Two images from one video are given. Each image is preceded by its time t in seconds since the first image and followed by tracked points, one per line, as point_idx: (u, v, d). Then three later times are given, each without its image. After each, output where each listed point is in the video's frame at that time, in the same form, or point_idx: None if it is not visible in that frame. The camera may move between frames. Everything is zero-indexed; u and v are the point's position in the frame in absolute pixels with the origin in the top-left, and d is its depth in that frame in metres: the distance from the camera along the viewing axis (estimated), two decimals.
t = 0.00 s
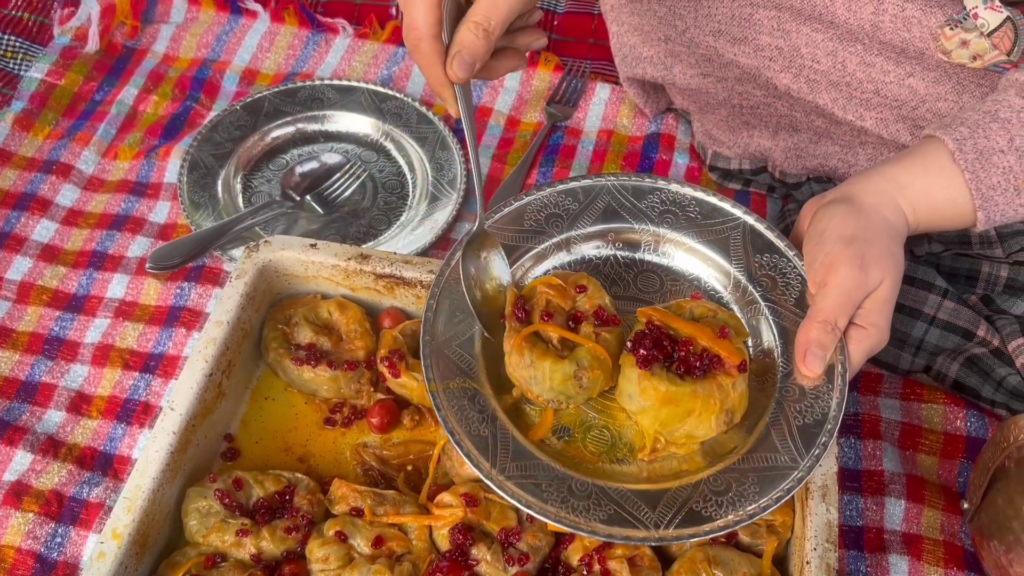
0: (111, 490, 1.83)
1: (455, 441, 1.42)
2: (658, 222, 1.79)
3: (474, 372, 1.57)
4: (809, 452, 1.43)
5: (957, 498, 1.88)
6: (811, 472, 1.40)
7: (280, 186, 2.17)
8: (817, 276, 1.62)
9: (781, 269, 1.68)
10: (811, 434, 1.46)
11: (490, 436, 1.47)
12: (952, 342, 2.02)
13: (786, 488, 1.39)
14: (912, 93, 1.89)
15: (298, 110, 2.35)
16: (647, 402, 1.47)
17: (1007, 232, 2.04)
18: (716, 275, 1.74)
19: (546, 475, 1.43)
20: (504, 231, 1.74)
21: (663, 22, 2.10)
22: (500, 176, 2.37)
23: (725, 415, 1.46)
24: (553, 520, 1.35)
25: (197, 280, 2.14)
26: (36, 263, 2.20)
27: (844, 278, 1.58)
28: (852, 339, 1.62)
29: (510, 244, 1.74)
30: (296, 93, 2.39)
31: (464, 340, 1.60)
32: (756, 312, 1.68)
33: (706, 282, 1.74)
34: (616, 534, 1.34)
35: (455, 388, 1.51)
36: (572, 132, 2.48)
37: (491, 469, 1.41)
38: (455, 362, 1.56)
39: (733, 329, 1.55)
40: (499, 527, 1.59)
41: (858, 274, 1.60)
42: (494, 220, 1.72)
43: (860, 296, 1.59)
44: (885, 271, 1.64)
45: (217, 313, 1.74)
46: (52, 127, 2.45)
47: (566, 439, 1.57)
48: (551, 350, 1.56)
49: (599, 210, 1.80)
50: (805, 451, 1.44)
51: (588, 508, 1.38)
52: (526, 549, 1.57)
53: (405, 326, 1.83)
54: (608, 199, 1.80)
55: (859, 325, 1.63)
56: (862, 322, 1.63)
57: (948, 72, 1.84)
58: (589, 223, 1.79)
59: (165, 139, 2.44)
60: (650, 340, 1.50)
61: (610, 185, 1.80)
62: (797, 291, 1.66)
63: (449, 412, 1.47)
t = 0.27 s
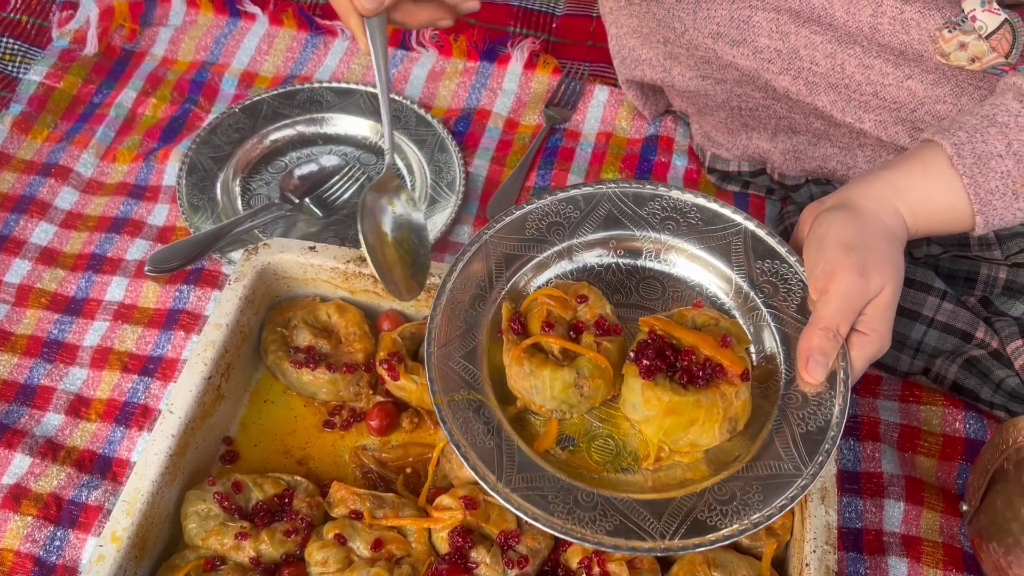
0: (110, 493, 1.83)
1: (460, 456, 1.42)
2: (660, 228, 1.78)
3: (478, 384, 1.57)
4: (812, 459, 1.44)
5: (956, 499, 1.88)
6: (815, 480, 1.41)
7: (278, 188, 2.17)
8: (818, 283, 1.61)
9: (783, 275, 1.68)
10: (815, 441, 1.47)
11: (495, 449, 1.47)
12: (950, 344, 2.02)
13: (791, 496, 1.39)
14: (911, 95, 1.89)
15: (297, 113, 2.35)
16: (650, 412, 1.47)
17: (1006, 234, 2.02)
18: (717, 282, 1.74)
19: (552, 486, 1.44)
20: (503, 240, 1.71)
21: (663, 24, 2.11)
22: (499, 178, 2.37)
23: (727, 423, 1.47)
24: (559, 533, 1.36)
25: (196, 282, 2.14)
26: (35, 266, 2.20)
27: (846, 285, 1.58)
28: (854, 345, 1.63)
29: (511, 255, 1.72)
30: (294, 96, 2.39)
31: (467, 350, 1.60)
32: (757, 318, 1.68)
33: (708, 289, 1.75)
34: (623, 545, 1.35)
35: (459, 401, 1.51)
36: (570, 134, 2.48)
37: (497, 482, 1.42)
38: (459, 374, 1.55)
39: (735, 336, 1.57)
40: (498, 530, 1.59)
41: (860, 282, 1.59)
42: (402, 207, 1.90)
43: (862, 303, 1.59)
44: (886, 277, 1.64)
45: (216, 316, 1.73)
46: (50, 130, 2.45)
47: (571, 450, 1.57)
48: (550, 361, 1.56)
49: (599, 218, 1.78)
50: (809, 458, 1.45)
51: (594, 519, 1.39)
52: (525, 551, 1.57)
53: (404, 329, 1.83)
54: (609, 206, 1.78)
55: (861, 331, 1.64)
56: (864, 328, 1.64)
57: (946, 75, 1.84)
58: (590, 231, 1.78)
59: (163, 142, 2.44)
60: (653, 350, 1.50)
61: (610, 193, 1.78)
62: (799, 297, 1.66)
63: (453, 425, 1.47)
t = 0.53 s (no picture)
0: (106, 495, 1.83)
1: (498, 517, 1.35)
2: (682, 258, 1.74)
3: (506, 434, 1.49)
4: (866, 497, 1.40)
5: (954, 501, 1.88)
6: (872, 520, 1.37)
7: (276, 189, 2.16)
8: (855, 314, 1.54)
9: (815, 301, 1.64)
10: (866, 476, 1.43)
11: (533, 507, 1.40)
12: (948, 345, 2.03)
13: (849, 539, 1.35)
14: (909, 95, 1.88)
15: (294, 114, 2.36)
16: (694, 457, 1.44)
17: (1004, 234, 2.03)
18: (747, 313, 1.70)
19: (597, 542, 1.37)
20: (521, 277, 1.66)
21: (661, 25, 2.10)
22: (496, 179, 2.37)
23: (775, 463, 1.45)
24: None
25: (193, 284, 2.14)
26: (32, 268, 2.20)
27: (886, 312, 1.49)
28: (896, 374, 1.56)
29: (531, 294, 1.66)
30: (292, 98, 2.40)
31: (494, 401, 1.52)
32: (791, 347, 1.64)
33: (738, 320, 1.71)
34: None
35: (491, 455, 1.44)
36: (568, 136, 2.48)
37: (539, 544, 1.34)
38: (487, 426, 1.48)
39: (775, 369, 1.56)
40: (495, 532, 1.58)
41: (900, 308, 1.51)
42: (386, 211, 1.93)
43: (904, 328, 1.51)
44: (925, 301, 1.54)
45: (213, 317, 1.73)
46: (48, 131, 2.45)
47: (610, 500, 1.52)
48: (584, 406, 1.52)
49: (619, 248, 1.74)
50: (862, 497, 1.41)
51: None
52: (522, 553, 1.57)
53: (402, 330, 1.83)
54: (628, 236, 1.75)
55: (903, 358, 1.56)
56: (906, 355, 1.56)
57: (944, 75, 1.84)
58: (610, 263, 1.73)
59: (161, 143, 2.44)
60: (694, 391, 1.49)
61: (628, 223, 1.75)
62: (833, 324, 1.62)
63: (487, 483, 1.40)
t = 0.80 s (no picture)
0: (103, 497, 1.83)
1: (511, 549, 1.34)
2: (682, 274, 1.73)
3: (515, 463, 1.48)
4: (886, 510, 1.40)
5: (950, 501, 1.88)
6: (892, 534, 1.37)
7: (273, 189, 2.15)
8: (863, 324, 1.53)
9: (819, 314, 1.64)
10: (882, 489, 1.43)
11: (547, 537, 1.39)
12: (945, 345, 2.03)
13: (870, 555, 1.35)
14: (902, 98, 1.89)
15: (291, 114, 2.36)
16: (708, 478, 1.43)
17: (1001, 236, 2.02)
18: (751, 327, 1.70)
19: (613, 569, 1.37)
20: (521, 301, 1.64)
21: (655, 29, 2.10)
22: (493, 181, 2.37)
23: (791, 481, 1.44)
24: None
25: (190, 284, 2.13)
26: (29, 269, 2.20)
27: (895, 320, 1.48)
28: (907, 384, 1.55)
29: (531, 318, 1.65)
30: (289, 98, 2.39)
31: (500, 429, 1.50)
32: (799, 361, 1.64)
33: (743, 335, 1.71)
34: None
35: (500, 486, 1.43)
36: (565, 137, 2.48)
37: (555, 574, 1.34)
38: (496, 457, 1.46)
39: (785, 385, 1.54)
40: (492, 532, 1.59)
41: (908, 315, 1.49)
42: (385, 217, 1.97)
43: (913, 335, 1.50)
44: (931, 308, 1.53)
45: (209, 318, 1.74)
46: (44, 132, 2.45)
47: (623, 526, 1.51)
48: (594, 430, 1.50)
49: (618, 267, 1.72)
50: (881, 510, 1.41)
51: None
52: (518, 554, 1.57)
53: (399, 332, 1.83)
54: (626, 255, 1.73)
55: (912, 368, 1.55)
56: (915, 364, 1.55)
57: (937, 78, 1.84)
58: (610, 282, 1.72)
59: (158, 144, 2.44)
60: (705, 410, 1.48)
61: (625, 241, 1.72)
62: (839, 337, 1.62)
63: (498, 514, 1.39)
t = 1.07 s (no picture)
0: (100, 497, 1.82)
1: (508, 548, 1.34)
2: (678, 271, 1.73)
3: (513, 463, 1.48)
4: (883, 509, 1.41)
5: (948, 501, 1.88)
6: (890, 532, 1.38)
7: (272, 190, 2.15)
8: (861, 321, 1.53)
9: (816, 311, 1.64)
10: (879, 486, 1.44)
11: (544, 535, 1.39)
12: (943, 345, 2.02)
13: (869, 552, 1.36)
14: (901, 97, 1.89)
15: (289, 114, 2.36)
16: (706, 476, 1.43)
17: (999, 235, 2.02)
18: (748, 324, 1.70)
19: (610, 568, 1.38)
20: (518, 299, 1.64)
21: (654, 29, 2.11)
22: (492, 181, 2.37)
23: (788, 478, 1.45)
24: None
25: (188, 284, 2.14)
26: (27, 268, 2.19)
27: (893, 318, 1.49)
28: (904, 381, 1.55)
29: (528, 316, 1.64)
30: (287, 98, 2.39)
31: (497, 427, 1.50)
32: (796, 359, 1.64)
33: (740, 332, 1.71)
34: None
35: (497, 486, 1.42)
36: (564, 137, 2.48)
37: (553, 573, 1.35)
38: (493, 456, 1.46)
39: (783, 382, 1.54)
40: (490, 532, 1.59)
41: (906, 313, 1.50)
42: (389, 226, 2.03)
43: (911, 333, 1.51)
44: (929, 304, 1.54)
45: (207, 318, 1.74)
46: (43, 132, 2.45)
47: (621, 524, 1.51)
48: (590, 428, 1.49)
49: (615, 265, 1.73)
50: (879, 508, 1.41)
51: None
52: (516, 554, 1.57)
53: (397, 331, 1.83)
54: (623, 253, 1.73)
55: (909, 364, 1.55)
56: (912, 360, 1.55)
57: (936, 77, 1.85)
58: (607, 280, 1.72)
59: (156, 144, 2.44)
60: (703, 409, 1.47)
61: (622, 239, 1.73)
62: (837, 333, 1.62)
63: (495, 514, 1.38)
